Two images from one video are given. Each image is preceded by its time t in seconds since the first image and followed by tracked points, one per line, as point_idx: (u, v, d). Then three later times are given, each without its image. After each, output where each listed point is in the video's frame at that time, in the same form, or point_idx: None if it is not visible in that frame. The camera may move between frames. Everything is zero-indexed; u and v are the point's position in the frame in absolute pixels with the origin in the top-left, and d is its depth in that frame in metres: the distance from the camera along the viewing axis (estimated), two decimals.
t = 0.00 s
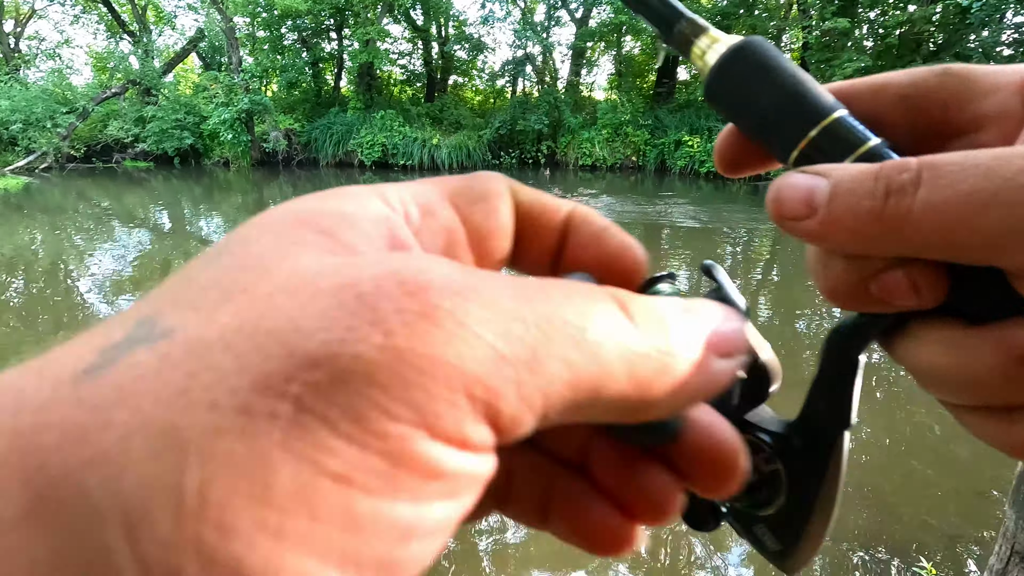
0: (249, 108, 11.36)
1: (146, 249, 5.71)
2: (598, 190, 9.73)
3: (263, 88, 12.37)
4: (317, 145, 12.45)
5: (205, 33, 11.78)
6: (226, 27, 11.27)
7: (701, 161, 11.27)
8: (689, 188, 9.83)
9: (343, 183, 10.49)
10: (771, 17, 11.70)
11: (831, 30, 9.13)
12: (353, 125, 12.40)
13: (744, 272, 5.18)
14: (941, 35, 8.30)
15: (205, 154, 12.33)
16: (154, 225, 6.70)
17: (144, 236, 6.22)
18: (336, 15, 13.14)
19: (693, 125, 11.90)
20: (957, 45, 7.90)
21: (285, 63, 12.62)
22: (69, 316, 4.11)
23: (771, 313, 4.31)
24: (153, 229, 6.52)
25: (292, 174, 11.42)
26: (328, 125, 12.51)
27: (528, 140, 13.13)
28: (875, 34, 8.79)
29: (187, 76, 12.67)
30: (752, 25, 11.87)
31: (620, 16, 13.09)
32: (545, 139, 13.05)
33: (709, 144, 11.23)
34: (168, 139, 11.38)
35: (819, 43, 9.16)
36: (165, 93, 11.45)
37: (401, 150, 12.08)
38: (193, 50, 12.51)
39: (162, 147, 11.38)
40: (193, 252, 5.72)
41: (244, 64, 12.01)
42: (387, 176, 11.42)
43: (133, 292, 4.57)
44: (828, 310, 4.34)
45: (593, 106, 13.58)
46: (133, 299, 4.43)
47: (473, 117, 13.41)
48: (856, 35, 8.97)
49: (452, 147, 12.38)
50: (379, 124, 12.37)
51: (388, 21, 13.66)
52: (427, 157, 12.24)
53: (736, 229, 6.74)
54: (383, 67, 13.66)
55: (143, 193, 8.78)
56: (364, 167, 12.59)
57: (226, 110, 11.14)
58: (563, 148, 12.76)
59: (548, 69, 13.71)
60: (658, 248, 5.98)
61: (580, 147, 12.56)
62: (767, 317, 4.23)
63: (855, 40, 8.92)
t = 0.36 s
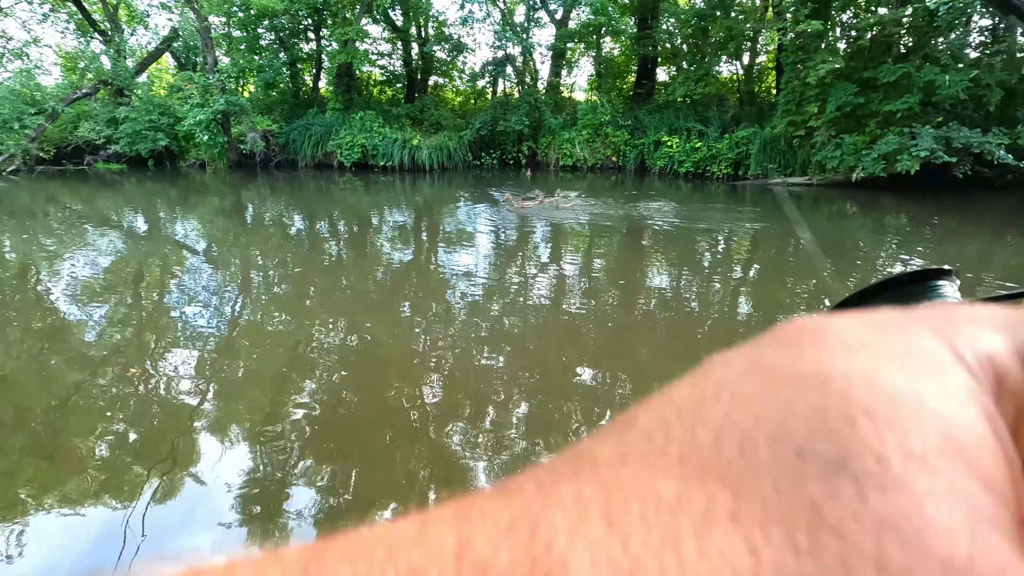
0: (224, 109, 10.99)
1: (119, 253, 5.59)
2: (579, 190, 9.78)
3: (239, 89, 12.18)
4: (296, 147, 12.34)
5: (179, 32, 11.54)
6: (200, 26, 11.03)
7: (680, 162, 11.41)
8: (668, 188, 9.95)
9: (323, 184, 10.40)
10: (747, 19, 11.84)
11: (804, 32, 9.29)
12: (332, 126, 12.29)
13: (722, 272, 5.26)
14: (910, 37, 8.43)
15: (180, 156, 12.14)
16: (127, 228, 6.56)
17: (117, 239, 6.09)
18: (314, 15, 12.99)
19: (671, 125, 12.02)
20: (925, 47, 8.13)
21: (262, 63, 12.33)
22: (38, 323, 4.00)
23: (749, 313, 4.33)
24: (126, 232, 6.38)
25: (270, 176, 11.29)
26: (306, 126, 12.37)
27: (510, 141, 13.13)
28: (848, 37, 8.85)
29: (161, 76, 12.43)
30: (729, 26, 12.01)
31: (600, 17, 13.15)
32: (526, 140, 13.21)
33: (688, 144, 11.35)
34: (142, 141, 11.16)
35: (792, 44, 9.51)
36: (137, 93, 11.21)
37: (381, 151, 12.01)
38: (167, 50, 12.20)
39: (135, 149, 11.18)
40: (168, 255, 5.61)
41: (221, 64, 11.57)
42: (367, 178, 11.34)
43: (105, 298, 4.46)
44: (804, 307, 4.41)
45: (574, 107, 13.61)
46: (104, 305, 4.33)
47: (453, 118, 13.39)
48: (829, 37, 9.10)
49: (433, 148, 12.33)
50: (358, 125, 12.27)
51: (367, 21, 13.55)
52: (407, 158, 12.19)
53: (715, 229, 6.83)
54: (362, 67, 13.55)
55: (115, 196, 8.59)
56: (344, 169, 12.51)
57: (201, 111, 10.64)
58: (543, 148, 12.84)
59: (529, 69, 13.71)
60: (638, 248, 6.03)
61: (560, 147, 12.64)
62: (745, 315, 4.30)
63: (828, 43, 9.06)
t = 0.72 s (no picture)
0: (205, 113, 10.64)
1: (95, 260, 5.47)
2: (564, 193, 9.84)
3: (219, 92, 12.01)
4: (277, 150, 12.22)
5: (157, 34, 11.34)
6: (178, 28, 10.81)
7: (662, 164, 11.51)
8: (651, 190, 10.04)
9: (305, 188, 10.30)
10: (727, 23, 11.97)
11: (782, 37, 9.44)
12: (313, 129, 12.19)
13: (705, 273, 5.33)
14: (884, 42, 8.60)
15: (159, 160, 11.95)
16: (103, 234, 6.42)
17: (93, 245, 5.95)
18: (294, 18, 12.87)
19: (654, 128, 12.11)
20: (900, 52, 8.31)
21: (242, 66, 12.30)
22: (11, 332, 3.90)
23: (731, 313, 4.38)
24: (102, 238, 6.25)
25: (251, 180, 11.17)
26: (288, 129, 12.25)
27: (493, 144, 13.14)
28: (824, 41, 9.00)
29: (138, 79, 12.20)
30: (708, 31, 12.15)
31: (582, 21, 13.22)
32: (509, 143, 13.24)
33: (670, 147, 11.44)
34: (119, 145, 10.95)
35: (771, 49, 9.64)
36: (114, 96, 10.98)
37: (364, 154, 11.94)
38: (144, 52, 12.02)
39: (111, 153, 10.95)
40: (147, 261, 5.52)
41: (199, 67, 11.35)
42: (350, 182, 11.26)
43: (81, 305, 4.36)
44: (785, 307, 4.49)
45: (556, 110, 13.66)
46: (81, 312, 4.23)
47: (436, 121, 13.37)
48: (806, 41, 9.24)
49: (416, 151, 12.29)
50: (340, 129, 12.17)
51: (349, 24, 13.46)
52: (390, 162, 12.14)
53: (698, 230, 6.92)
54: (344, 70, 13.45)
55: (91, 200, 8.42)
56: (326, 172, 12.41)
57: (180, 114, 10.49)
58: (527, 152, 12.89)
59: (511, 73, 13.71)
60: (622, 250, 6.08)
61: (544, 150, 12.68)
62: (728, 314, 4.36)
63: (805, 47, 9.20)
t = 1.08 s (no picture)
0: (186, 110, 10.59)
1: (75, 260, 5.37)
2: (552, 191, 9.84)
3: (201, 89, 11.83)
4: (262, 148, 12.07)
5: (137, 30, 11.14)
6: (159, 24, 10.61)
7: (650, 162, 11.53)
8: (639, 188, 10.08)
9: (291, 186, 10.19)
10: (712, 21, 12.02)
11: (767, 35, 9.51)
12: (299, 127, 12.05)
13: (692, 269, 5.37)
14: (867, 40, 8.66)
15: (140, 159, 11.74)
16: (84, 234, 6.31)
17: (73, 246, 5.84)
18: (278, 14, 12.72)
19: (641, 125, 12.14)
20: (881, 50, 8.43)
21: (225, 63, 12.12)
22: None
23: (719, 309, 4.40)
24: (83, 238, 6.13)
25: (235, 179, 11.02)
26: (272, 127, 12.09)
27: (481, 142, 13.11)
28: (808, 39, 9.10)
29: (118, 76, 11.98)
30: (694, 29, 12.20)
31: (569, 19, 13.21)
32: (497, 141, 13.21)
33: (657, 144, 11.47)
34: (99, 143, 10.74)
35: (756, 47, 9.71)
36: (93, 93, 10.76)
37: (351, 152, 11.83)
38: (125, 49, 11.81)
39: (91, 151, 10.74)
40: (129, 262, 5.41)
41: (180, 63, 11.11)
42: (336, 180, 11.17)
43: (62, 307, 4.28)
44: (771, 302, 4.54)
45: (544, 108, 13.65)
46: (61, 313, 4.15)
47: (424, 119, 13.30)
48: (790, 39, 9.32)
49: (403, 149, 12.21)
50: (326, 126, 12.05)
51: (334, 21, 13.33)
52: (377, 160, 12.04)
53: (685, 227, 6.96)
54: (329, 68, 13.31)
55: (70, 200, 8.25)
56: (312, 170, 12.29)
57: (161, 111, 10.33)
58: (515, 149, 12.87)
59: (499, 70, 13.65)
60: (610, 247, 6.10)
61: (532, 148, 12.66)
62: (715, 310, 4.40)
63: (789, 45, 9.28)
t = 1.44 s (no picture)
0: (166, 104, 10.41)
1: (52, 259, 5.25)
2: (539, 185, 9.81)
3: (181, 82, 11.60)
4: (244, 144, 11.87)
5: (113, 22, 10.87)
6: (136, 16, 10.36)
7: (636, 156, 11.55)
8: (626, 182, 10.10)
9: (274, 182, 10.04)
10: (697, 16, 12.05)
11: (752, 29, 9.54)
12: (282, 121, 11.88)
13: (679, 263, 5.39)
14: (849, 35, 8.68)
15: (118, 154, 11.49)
16: (61, 232, 6.16)
17: (50, 244, 5.71)
18: (259, 7, 12.50)
19: (628, 120, 12.15)
20: (863, 45, 8.51)
21: (205, 56, 11.89)
22: None
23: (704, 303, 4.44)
24: (60, 236, 5.99)
25: (217, 174, 10.84)
26: (255, 121, 11.91)
27: (467, 136, 13.04)
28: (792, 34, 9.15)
29: (94, 69, 11.70)
30: (679, 23, 12.23)
31: (555, 13, 13.16)
32: (483, 136, 13.14)
33: (644, 139, 11.49)
34: (75, 138, 10.48)
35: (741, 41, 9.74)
36: (68, 87, 10.50)
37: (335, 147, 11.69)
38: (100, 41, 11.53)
39: (67, 147, 10.48)
40: (108, 259, 5.30)
41: (159, 57, 10.89)
42: (320, 175, 11.04)
43: (38, 306, 4.18)
44: (756, 295, 4.58)
45: (530, 102, 13.61)
46: (38, 313, 4.06)
47: (409, 113, 13.18)
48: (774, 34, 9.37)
49: (389, 144, 12.10)
50: (310, 121, 11.89)
51: (317, 13, 13.13)
52: (362, 155, 11.92)
53: (672, 222, 6.98)
54: (312, 61, 13.12)
55: (46, 197, 8.06)
56: (296, 166, 12.13)
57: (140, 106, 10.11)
58: (502, 144, 12.82)
59: (484, 64, 13.55)
60: (597, 242, 6.10)
61: (519, 143, 12.63)
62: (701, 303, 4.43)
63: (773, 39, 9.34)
